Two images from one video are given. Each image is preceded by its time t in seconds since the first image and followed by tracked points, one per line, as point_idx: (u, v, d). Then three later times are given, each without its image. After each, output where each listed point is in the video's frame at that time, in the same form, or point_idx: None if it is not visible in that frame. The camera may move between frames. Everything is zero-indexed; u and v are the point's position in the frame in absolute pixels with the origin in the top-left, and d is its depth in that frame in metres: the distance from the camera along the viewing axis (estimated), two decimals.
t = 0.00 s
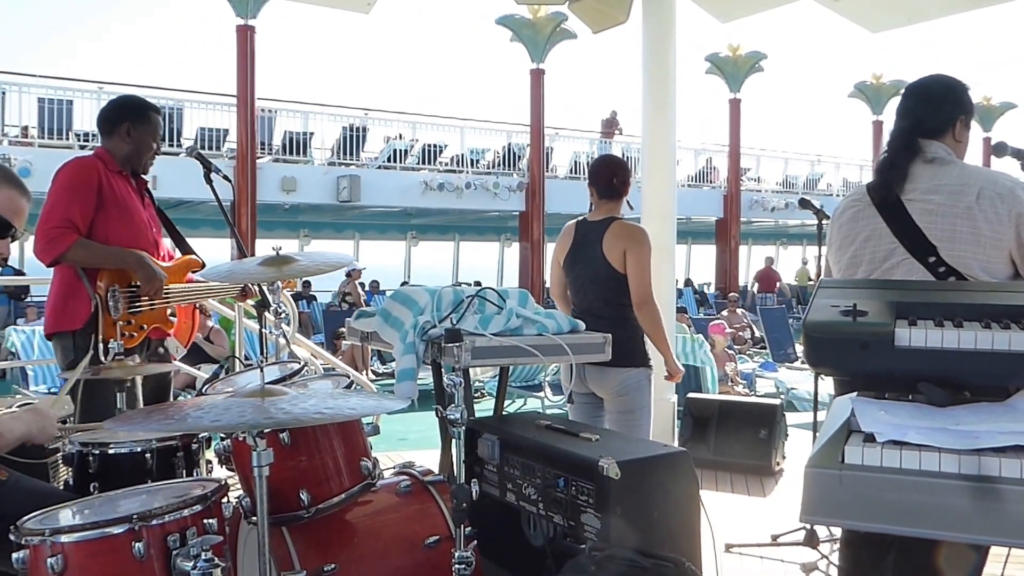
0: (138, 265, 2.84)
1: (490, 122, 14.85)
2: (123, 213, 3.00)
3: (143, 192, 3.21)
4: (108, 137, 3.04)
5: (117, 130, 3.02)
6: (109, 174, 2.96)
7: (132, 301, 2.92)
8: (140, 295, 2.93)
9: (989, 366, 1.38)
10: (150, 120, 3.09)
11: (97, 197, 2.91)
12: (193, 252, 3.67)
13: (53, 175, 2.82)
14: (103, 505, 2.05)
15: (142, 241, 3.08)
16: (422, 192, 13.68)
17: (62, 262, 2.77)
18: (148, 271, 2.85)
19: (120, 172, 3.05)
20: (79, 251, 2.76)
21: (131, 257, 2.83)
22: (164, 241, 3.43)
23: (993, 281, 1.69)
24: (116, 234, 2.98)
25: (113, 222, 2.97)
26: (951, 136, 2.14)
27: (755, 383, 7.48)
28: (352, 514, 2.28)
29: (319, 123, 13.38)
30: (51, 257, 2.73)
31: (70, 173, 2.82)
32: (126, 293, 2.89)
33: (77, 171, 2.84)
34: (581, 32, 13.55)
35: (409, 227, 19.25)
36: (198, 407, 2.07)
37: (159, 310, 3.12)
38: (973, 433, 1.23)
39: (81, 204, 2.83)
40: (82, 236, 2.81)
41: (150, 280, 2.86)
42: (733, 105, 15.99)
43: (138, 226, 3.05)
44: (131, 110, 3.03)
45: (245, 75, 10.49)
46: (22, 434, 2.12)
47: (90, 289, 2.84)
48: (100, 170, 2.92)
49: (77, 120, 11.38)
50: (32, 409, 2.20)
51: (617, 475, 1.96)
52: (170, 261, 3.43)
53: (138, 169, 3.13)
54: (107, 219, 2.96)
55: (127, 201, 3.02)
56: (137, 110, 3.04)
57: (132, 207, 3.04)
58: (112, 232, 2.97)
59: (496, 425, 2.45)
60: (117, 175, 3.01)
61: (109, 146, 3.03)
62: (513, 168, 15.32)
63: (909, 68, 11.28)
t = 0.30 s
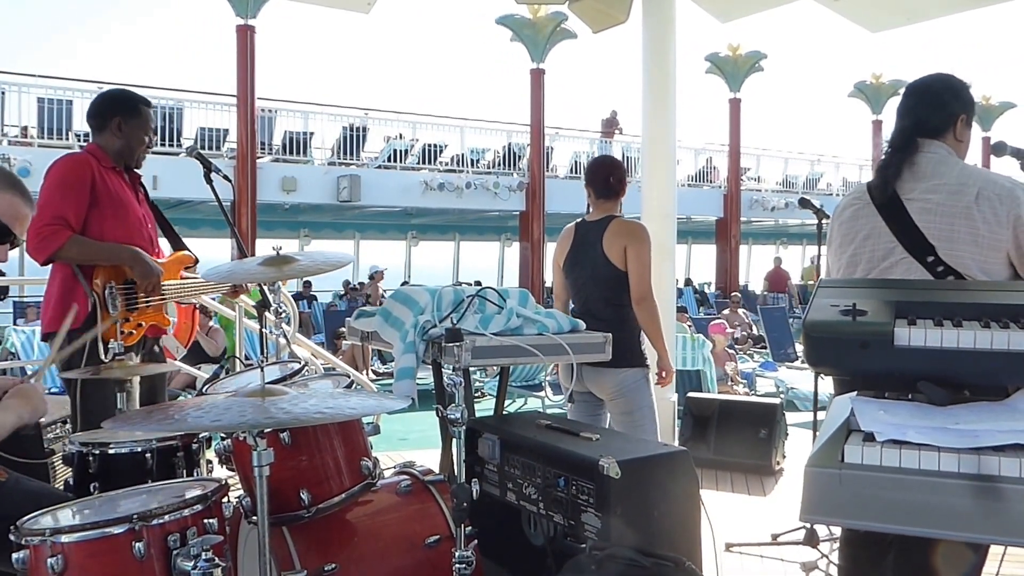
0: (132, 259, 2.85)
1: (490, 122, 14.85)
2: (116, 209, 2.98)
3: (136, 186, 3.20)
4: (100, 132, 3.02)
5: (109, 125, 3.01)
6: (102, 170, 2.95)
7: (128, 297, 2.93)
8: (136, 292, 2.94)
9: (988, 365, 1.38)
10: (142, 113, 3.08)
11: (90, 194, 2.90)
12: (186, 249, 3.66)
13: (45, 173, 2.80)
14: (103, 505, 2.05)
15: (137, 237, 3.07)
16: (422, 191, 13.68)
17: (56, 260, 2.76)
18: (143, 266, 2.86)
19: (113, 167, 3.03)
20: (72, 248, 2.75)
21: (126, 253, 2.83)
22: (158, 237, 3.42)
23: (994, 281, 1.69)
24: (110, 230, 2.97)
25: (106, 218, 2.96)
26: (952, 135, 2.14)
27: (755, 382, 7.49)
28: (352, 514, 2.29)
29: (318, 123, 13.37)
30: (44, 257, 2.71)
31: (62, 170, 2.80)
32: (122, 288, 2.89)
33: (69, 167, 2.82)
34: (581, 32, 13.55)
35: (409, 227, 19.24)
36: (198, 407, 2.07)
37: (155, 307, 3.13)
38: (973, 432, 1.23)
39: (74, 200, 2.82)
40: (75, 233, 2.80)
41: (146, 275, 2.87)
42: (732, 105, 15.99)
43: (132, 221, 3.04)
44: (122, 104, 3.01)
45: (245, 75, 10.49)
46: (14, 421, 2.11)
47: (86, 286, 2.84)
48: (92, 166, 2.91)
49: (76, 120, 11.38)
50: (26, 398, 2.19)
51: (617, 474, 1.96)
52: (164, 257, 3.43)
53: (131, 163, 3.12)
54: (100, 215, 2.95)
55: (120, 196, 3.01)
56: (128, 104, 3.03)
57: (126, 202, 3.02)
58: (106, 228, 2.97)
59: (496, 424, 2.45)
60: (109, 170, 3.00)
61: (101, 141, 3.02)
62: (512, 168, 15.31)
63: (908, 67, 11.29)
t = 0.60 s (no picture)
0: (129, 271, 2.83)
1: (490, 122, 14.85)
2: (113, 214, 2.99)
3: (133, 189, 3.20)
4: (100, 134, 3.02)
5: (108, 127, 3.00)
6: (101, 174, 2.95)
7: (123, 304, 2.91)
8: (131, 300, 2.90)
9: (988, 365, 1.38)
10: (142, 116, 3.07)
11: (88, 198, 2.90)
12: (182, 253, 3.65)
13: (43, 177, 2.80)
14: (103, 505, 2.05)
15: (133, 242, 3.08)
16: (422, 191, 13.67)
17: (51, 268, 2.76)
18: (138, 279, 2.84)
19: (112, 171, 3.03)
20: (69, 256, 2.75)
21: (122, 264, 2.82)
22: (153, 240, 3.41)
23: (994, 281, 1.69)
24: (106, 235, 2.98)
25: (103, 224, 2.97)
26: (954, 135, 2.14)
27: (755, 381, 7.48)
28: (352, 513, 2.29)
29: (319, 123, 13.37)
30: (39, 263, 2.72)
31: (60, 175, 2.80)
32: (117, 295, 2.86)
33: (66, 171, 2.82)
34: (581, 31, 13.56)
35: (409, 227, 19.24)
36: (198, 407, 2.07)
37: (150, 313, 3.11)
38: (974, 431, 1.23)
39: (72, 206, 2.82)
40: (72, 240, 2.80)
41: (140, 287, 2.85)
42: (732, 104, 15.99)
43: (128, 227, 3.05)
44: (121, 106, 3.01)
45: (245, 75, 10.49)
46: (15, 434, 2.12)
47: (81, 294, 2.83)
48: (91, 170, 2.90)
49: (76, 120, 11.36)
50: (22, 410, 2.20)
51: (617, 474, 1.96)
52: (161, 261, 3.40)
53: (128, 167, 3.12)
54: (98, 220, 2.96)
55: (118, 200, 3.01)
56: (128, 107, 3.02)
57: (123, 208, 3.03)
58: (102, 233, 2.97)
59: (496, 424, 2.45)
60: (108, 174, 3.00)
61: (99, 143, 3.02)
62: (512, 168, 15.31)
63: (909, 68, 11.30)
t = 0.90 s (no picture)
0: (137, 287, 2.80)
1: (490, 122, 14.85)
2: (114, 210, 3.01)
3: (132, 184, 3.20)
4: (97, 128, 3.02)
5: (104, 122, 3.01)
6: (102, 170, 2.95)
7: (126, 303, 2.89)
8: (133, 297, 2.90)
9: (988, 364, 1.38)
10: (138, 109, 3.08)
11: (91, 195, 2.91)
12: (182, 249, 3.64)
13: (43, 174, 2.79)
14: (104, 505, 2.05)
15: (134, 237, 3.11)
16: (422, 191, 13.66)
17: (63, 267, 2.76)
18: (145, 295, 2.81)
19: (111, 166, 3.03)
20: (82, 260, 2.75)
21: (132, 278, 2.79)
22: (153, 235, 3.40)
23: (996, 280, 1.70)
24: (107, 230, 3.01)
25: (104, 220, 2.99)
26: (955, 134, 2.14)
27: (755, 381, 7.48)
28: (352, 513, 2.29)
29: (319, 123, 13.37)
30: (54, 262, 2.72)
31: (62, 173, 2.80)
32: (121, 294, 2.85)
33: (67, 168, 2.82)
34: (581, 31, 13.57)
35: (409, 227, 19.25)
36: (198, 407, 2.07)
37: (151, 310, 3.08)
38: (974, 430, 1.23)
39: (77, 204, 2.82)
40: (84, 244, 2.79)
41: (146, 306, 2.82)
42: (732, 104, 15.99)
43: (127, 223, 3.07)
44: (117, 100, 3.01)
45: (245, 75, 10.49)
46: (20, 433, 2.13)
47: (84, 290, 2.82)
48: (92, 166, 2.90)
49: (76, 120, 11.36)
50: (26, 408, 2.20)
51: (617, 473, 1.96)
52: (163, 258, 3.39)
53: (127, 162, 3.11)
54: (99, 216, 2.98)
55: (118, 197, 3.02)
56: (124, 101, 3.03)
57: (124, 203, 3.05)
58: (103, 229, 3.00)
59: (496, 423, 2.45)
60: (108, 170, 3.00)
61: (97, 138, 3.01)
62: (512, 168, 15.31)
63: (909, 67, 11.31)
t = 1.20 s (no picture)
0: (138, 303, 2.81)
1: (490, 121, 14.85)
2: (117, 214, 3.02)
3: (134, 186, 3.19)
4: (104, 129, 3.01)
5: (110, 124, 3.00)
6: (108, 173, 2.95)
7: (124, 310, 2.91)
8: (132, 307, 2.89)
9: (991, 365, 1.38)
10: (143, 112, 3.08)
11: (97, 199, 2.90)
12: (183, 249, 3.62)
13: (51, 175, 2.78)
14: (104, 505, 2.05)
15: (133, 240, 3.12)
16: (422, 191, 13.66)
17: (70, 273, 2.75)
18: (144, 309, 2.83)
19: (115, 169, 3.02)
20: (89, 270, 2.74)
21: (135, 294, 2.79)
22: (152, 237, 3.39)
23: (999, 280, 1.69)
24: (109, 233, 3.02)
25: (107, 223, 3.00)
26: (955, 134, 2.14)
27: (755, 381, 7.47)
28: (353, 513, 2.29)
29: (319, 123, 13.37)
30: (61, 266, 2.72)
31: (73, 177, 2.79)
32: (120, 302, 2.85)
33: (75, 172, 2.81)
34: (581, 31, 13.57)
35: (409, 227, 19.25)
36: (199, 407, 2.07)
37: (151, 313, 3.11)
38: (976, 431, 1.22)
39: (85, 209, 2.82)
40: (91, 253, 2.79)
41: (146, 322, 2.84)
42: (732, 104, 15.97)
43: (127, 227, 3.07)
44: (123, 102, 3.01)
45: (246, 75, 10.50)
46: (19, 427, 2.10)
47: (82, 298, 2.81)
48: (98, 169, 2.89)
49: (76, 120, 11.36)
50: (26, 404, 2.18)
51: (618, 474, 1.96)
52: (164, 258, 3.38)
53: (130, 165, 3.10)
54: (103, 220, 2.99)
55: (120, 201, 3.02)
56: (131, 103, 3.03)
57: (126, 207, 3.06)
58: (105, 232, 3.00)
59: (496, 423, 2.45)
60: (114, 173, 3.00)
61: (100, 139, 3.01)
62: (512, 168, 15.31)
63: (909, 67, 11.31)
